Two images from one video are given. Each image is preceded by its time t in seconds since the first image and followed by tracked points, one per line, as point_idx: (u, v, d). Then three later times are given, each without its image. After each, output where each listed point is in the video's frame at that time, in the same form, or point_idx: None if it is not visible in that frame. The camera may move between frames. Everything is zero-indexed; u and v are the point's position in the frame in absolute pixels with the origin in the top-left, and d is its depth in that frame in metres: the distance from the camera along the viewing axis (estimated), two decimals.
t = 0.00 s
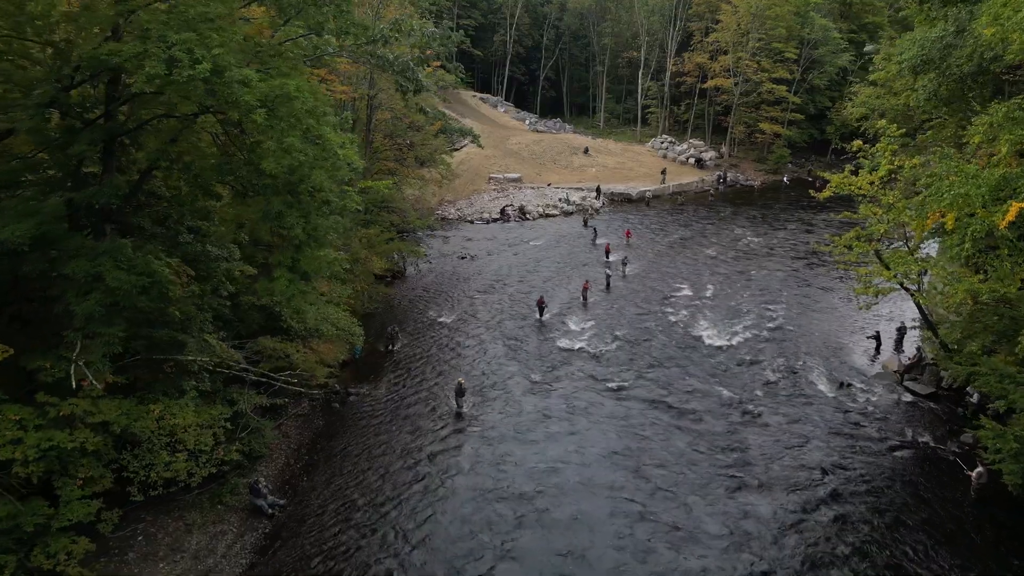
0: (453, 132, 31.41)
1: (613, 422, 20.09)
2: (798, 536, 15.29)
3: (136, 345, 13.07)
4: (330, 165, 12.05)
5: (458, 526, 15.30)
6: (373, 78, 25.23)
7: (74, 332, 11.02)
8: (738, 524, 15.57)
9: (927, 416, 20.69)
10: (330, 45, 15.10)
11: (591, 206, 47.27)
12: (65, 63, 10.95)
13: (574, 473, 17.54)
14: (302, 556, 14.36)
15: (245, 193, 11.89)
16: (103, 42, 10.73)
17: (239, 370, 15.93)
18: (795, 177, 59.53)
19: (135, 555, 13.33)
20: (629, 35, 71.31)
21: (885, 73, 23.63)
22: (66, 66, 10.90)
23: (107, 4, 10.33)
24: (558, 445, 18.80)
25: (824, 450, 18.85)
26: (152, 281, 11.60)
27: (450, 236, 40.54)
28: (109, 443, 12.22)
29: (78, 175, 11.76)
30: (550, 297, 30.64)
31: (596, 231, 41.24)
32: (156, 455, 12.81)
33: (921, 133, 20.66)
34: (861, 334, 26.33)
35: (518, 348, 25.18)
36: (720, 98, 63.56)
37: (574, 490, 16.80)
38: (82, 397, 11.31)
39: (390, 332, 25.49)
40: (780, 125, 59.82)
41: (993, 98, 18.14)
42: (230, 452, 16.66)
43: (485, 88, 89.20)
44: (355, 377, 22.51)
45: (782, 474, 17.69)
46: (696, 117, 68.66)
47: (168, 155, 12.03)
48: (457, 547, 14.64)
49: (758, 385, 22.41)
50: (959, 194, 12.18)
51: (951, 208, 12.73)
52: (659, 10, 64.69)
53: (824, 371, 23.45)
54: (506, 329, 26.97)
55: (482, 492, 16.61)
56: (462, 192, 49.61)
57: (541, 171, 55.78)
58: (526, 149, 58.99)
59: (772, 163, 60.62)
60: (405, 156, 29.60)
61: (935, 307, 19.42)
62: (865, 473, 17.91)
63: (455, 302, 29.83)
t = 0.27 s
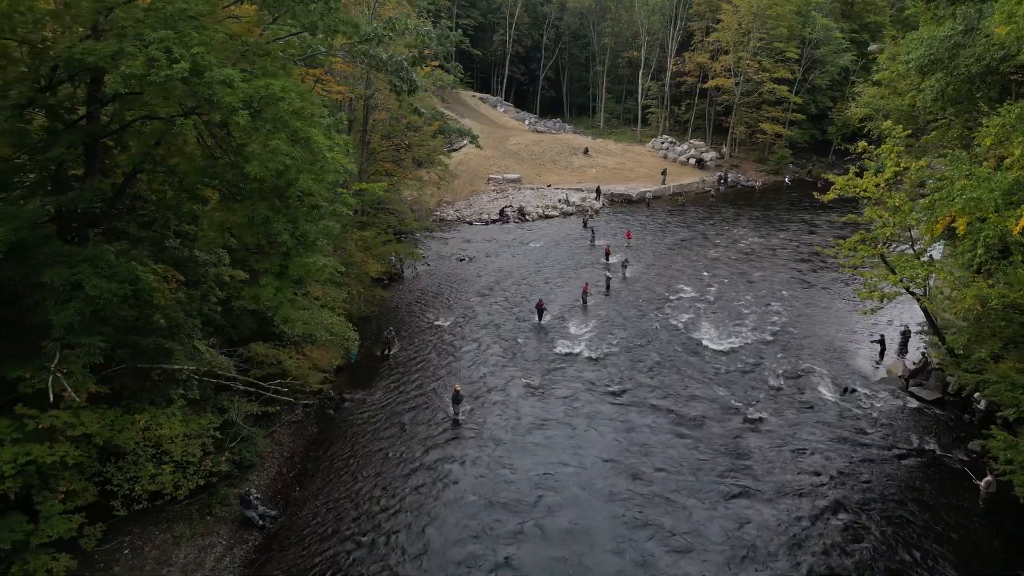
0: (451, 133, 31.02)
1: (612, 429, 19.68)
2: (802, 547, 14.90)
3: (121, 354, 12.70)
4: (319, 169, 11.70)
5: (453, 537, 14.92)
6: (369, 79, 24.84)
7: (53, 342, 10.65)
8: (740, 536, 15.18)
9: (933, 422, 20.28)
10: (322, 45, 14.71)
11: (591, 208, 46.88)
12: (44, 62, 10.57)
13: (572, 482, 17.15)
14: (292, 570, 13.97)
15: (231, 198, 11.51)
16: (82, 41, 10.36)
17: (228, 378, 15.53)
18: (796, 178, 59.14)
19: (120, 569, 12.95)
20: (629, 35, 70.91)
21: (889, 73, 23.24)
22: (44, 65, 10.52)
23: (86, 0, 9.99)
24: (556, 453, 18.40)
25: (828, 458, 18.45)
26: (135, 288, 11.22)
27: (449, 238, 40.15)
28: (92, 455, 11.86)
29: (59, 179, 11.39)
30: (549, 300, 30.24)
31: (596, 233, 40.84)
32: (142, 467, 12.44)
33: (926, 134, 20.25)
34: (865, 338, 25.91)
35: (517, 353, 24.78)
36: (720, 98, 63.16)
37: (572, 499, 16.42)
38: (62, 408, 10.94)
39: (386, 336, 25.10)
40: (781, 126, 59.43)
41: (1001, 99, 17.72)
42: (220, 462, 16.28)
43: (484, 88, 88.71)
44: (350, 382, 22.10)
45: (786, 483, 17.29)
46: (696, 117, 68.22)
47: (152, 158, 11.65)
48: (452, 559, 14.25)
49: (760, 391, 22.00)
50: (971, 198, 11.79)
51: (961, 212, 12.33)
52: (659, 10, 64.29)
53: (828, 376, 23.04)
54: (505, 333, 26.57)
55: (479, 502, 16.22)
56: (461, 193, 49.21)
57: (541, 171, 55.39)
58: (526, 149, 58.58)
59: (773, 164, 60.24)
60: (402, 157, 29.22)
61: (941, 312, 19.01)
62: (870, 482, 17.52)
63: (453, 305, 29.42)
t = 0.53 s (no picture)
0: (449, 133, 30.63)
1: (613, 436, 19.28)
2: (807, 560, 14.51)
3: (105, 363, 12.32)
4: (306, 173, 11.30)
5: (449, 550, 14.51)
6: (366, 79, 24.45)
7: (31, 352, 10.27)
8: (744, 547, 14.79)
9: (940, 430, 19.87)
10: (314, 45, 14.31)
11: (591, 209, 46.48)
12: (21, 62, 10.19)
13: (570, 492, 16.75)
14: None
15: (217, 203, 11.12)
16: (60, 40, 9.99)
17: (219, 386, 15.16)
18: (798, 178, 58.72)
19: None
20: (630, 34, 70.50)
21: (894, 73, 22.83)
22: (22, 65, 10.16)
23: None
24: (555, 461, 17.99)
25: (833, 466, 18.05)
26: (117, 296, 10.84)
27: (447, 239, 39.75)
28: (74, 468, 11.46)
29: (37, 182, 11.01)
30: (549, 303, 29.83)
31: (596, 234, 40.44)
32: (126, 480, 12.05)
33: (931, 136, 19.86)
34: (869, 343, 25.49)
35: (515, 357, 24.38)
36: (721, 98, 62.75)
37: (572, 510, 16.03)
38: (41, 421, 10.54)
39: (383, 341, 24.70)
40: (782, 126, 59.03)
41: (1010, 99, 17.31)
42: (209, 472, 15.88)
43: (484, 88, 88.32)
44: (344, 388, 21.69)
45: (790, 492, 16.88)
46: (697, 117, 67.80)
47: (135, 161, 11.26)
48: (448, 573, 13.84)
49: (763, 397, 21.59)
50: (984, 202, 11.39)
51: (974, 216, 11.93)
52: (660, 9, 63.88)
53: (832, 382, 22.62)
54: (503, 337, 26.16)
55: (476, 513, 15.81)
56: (460, 193, 48.81)
57: (540, 172, 54.98)
58: (525, 149, 58.17)
59: (775, 164, 59.83)
60: (399, 158, 28.84)
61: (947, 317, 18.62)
62: (877, 491, 17.10)
63: (451, 309, 29.02)
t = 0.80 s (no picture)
0: (447, 134, 30.23)
1: (613, 444, 18.87)
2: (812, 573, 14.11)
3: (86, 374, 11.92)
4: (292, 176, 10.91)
5: (444, 563, 14.07)
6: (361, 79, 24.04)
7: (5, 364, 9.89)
8: (746, 561, 14.40)
9: (947, 438, 19.44)
10: (305, 44, 13.89)
11: (591, 209, 46.05)
12: None
13: (569, 502, 16.30)
14: None
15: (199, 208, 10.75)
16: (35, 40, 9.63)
17: (207, 395, 14.77)
18: (800, 179, 58.28)
19: None
20: (630, 34, 70.06)
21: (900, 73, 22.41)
22: None
23: None
24: (554, 471, 17.57)
25: (837, 476, 17.63)
26: (97, 306, 10.44)
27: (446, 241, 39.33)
28: (53, 484, 11.06)
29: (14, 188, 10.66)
30: (548, 306, 29.39)
31: (596, 236, 40.01)
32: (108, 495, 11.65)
33: (937, 137, 19.45)
34: (873, 348, 25.05)
35: (514, 362, 23.95)
36: (722, 98, 62.32)
37: (570, 521, 15.61)
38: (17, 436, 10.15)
39: (379, 345, 24.28)
40: (784, 126, 58.62)
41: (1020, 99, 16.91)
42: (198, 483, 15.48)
43: (484, 88, 87.89)
44: (339, 395, 21.27)
45: (793, 503, 16.48)
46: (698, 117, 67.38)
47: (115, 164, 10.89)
48: None
49: (766, 403, 21.17)
50: (999, 207, 10.97)
51: (988, 223, 11.50)
52: (661, 9, 63.43)
53: (836, 388, 22.19)
54: (502, 341, 25.73)
55: (472, 524, 15.38)
56: (458, 194, 48.39)
57: (540, 172, 54.55)
58: (525, 149, 57.75)
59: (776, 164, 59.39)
60: (396, 159, 28.42)
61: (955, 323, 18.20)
62: (883, 502, 16.69)
63: (449, 312, 28.60)
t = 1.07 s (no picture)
0: (445, 134, 29.82)
1: (613, 452, 18.45)
2: None
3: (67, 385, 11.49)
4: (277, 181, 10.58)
5: None
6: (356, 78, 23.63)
7: None
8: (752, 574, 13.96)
9: (954, 445, 19.03)
10: (294, 43, 13.47)
11: (590, 210, 45.61)
12: None
13: (569, 513, 15.81)
14: None
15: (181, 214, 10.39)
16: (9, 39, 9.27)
17: (196, 404, 14.33)
18: (801, 179, 57.87)
19: None
20: (630, 33, 69.63)
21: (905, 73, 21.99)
22: None
23: None
24: (552, 480, 17.16)
25: (843, 485, 17.20)
26: (75, 315, 10.00)
27: (444, 243, 38.90)
28: (30, 500, 10.62)
29: None
30: (547, 309, 28.97)
31: (595, 237, 39.58)
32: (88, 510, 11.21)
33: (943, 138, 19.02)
34: (878, 352, 24.63)
35: (512, 367, 23.54)
36: (723, 98, 61.89)
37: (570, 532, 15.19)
38: None
39: (375, 350, 23.84)
40: (785, 126, 58.23)
41: None
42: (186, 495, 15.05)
43: (484, 87, 87.38)
44: (333, 401, 20.84)
45: (799, 513, 16.04)
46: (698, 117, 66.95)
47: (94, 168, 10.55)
48: None
49: (769, 409, 20.74)
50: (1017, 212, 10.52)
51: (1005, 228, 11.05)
52: (661, 8, 63.00)
53: (840, 394, 21.76)
54: (499, 345, 25.32)
55: (468, 535, 14.97)
56: (457, 195, 47.94)
57: (539, 172, 54.11)
58: (524, 149, 57.30)
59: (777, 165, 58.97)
60: (393, 160, 28.00)
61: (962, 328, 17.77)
62: (891, 512, 16.25)
63: (446, 315, 28.18)
